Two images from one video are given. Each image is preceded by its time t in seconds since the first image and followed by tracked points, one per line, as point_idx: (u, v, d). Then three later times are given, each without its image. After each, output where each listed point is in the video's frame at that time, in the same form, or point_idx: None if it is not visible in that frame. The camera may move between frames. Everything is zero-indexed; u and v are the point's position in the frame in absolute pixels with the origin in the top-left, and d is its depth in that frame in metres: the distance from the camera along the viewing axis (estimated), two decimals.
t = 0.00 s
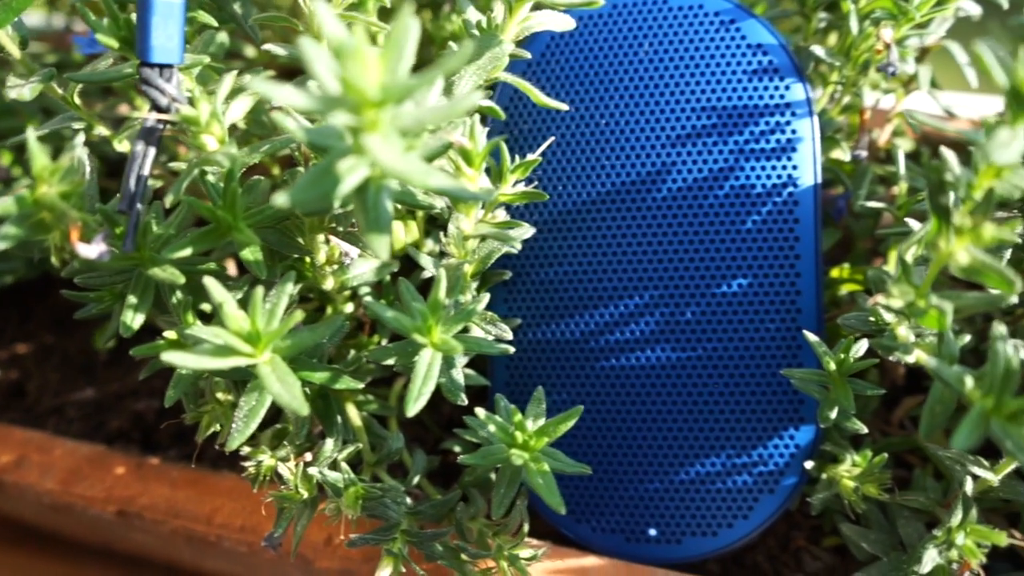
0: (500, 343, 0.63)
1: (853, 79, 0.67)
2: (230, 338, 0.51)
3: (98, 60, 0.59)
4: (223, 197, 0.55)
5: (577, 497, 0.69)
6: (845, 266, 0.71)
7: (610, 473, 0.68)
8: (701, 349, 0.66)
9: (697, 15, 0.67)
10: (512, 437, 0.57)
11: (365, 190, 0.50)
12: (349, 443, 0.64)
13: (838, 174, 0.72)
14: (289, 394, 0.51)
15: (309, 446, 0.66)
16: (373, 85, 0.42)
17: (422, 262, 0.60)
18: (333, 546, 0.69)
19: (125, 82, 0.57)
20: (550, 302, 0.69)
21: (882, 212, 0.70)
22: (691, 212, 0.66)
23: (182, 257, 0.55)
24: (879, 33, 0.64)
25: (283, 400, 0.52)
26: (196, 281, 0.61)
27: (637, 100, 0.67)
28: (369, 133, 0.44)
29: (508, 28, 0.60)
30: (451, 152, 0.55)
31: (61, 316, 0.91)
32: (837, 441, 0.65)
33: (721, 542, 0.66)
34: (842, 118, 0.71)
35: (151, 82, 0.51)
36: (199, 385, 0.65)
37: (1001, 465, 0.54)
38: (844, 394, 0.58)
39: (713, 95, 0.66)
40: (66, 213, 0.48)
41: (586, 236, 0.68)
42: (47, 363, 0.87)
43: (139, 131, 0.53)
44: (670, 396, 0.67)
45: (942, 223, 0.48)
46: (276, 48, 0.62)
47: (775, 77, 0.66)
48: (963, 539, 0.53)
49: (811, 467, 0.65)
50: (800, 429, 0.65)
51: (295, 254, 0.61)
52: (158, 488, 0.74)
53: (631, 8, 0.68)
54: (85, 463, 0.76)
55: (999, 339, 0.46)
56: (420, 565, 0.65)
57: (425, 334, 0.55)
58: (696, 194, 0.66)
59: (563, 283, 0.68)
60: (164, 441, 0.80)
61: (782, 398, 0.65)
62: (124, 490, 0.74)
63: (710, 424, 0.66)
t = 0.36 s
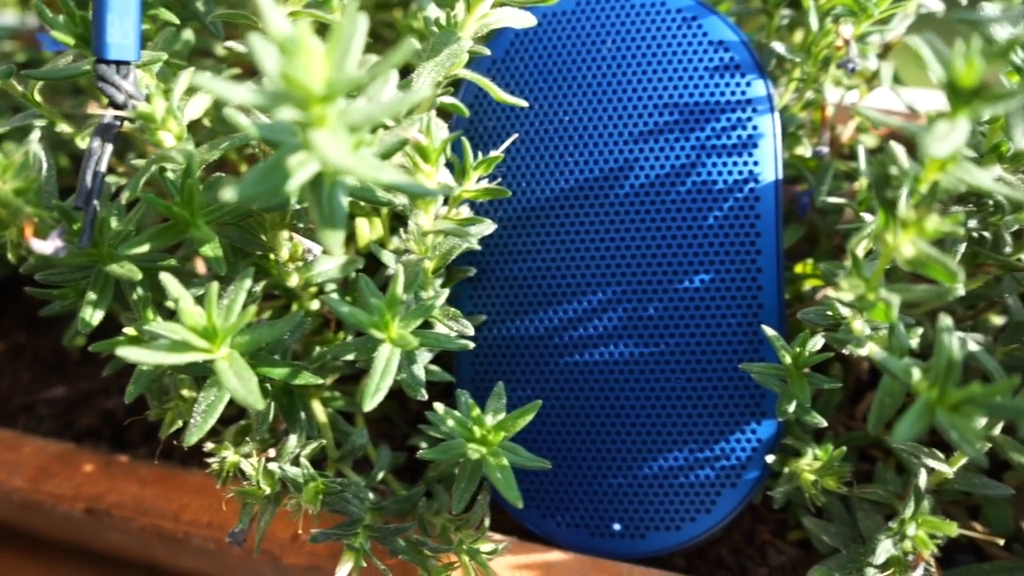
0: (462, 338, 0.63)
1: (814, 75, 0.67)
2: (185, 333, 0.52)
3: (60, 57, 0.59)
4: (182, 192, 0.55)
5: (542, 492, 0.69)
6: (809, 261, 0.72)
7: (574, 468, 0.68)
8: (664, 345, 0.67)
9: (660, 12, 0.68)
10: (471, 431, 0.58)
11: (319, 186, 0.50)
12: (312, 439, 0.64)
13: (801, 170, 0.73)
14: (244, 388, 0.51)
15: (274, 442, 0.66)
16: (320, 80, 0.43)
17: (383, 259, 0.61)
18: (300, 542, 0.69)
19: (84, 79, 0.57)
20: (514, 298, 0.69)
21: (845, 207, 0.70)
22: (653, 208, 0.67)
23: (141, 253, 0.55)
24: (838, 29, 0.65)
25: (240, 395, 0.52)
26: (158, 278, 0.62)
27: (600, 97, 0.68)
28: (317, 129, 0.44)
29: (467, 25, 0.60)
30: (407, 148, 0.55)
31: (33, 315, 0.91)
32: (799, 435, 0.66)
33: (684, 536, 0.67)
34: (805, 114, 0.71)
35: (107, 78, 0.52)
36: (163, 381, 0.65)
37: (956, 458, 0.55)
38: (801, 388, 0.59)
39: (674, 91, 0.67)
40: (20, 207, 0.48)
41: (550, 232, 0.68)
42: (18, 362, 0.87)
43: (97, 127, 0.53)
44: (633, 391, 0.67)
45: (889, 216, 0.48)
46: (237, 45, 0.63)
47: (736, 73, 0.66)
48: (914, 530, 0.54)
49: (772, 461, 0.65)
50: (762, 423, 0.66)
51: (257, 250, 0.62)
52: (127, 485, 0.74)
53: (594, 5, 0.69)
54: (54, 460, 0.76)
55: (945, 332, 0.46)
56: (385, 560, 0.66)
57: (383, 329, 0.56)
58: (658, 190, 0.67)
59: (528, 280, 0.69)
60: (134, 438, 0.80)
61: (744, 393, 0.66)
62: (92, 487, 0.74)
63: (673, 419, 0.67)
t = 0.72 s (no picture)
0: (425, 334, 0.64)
1: (774, 72, 0.68)
2: (140, 329, 0.52)
3: (17, 54, 0.59)
4: (141, 188, 0.54)
5: (507, 488, 0.70)
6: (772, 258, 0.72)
7: (538, 464, 0.69)
8: (626, 340, 0.67)
9: (622, 9, 0.68)
10: (429, 427, 0.58)
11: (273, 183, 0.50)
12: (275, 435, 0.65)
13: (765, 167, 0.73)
14: (198, 383, 0.51)
15: (238, 438, 0.67)
16: (264, 77, 0.43)
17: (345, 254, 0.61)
18: (266, 539, 0.69)
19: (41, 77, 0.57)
20: (479, 294, 0.69)
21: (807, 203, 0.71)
22: (615, 204, 0.67)
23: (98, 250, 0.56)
24: (796, 28, 0.65)
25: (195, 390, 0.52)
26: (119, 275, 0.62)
27: (562, 94, 0.68)
28: (265, 127, 0.44)
29: (425, 23, 0.60)
30: (364, 145, 0.56)
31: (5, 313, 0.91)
32: (760, 430, 0.66)
33: (647, 532, 0.67)
34: (767, 112, 0.71)
35: (60, 76, 0.52)
36: (126, 378, 0.66)
37: (911, 451, 0.56)
38: (757, 383, 0.59)
39: (636, 88, 0.67)
40: None
41: (514, 229, 0.68)
42: None
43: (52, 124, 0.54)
44: (596, 386, 0.67)
45: (835, 212, 0.48)
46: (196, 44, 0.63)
47: (698, 71, 0.67)
48: (865, 523, 0.55)
49: (733, 456, 0.65)
50: (723, 419, 0.66)
51: (219, 246, 0.62)
52: (94, 482, 0.74)
53: (557, 3, 0.69)
54: (21, 458, 0.76)
55: (890, 326, 0.47)
56: (349, 555, 0.66)
57: (340, 325, 0.56)
58: (620, 186, 0.67)
59: (492, 276, 0.69)
60: (103, 435, 0.80)
61: (706, 388, 0.66)
62: (60, 484, 0.74)
63: (636, 415, 0.67)
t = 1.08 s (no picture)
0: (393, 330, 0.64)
1: (739, 69, 0.69)
2: (102, 326, 0.52)
3: None
4: (105, 184, 0.54)
5: (476, 484, 0.70)
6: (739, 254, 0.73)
7: (507, 460, 0.69)
8: (593, 336, 0.67)
9: (588, 7, 0.69)
10: (394, 423, 0.58)
11: (233, 179, 0.50)
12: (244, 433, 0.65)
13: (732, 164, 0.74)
14: (161, 380, 0.51)
15: (206, 436, 0.67)
16: (219, 73, 0.43)
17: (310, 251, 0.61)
18: (236, 537, 0.69)
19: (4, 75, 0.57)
20: (448, 291, 0.70)
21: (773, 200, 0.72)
22: (582, 201, 0.67)
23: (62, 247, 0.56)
24: (761, 25, 0.67)
25: (159, 387, 0.52)
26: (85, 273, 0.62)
27: (529, 91, 0.68)
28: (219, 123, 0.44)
29: (390, 21, 0.60)
30: (326, 142, 0.56)
31: None
32: (726, 425, 0.67)
33: (616, 527, 0.68)
34: (734, 109, 0.72)
35: (23, 76, 0.52)
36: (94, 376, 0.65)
37: (872, 445, 0.56)
38: (721, 377, 0.60)
39: (602, 85, 0.68)
40: None
41: (482, 226, 0.69)
42: None
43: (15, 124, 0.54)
44: (564, 382, 0.68)
45: (791, 206, 0.49)
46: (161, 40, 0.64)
47: (663, 68, 0.67)
48: (826, 516, 0.55)
49: (700, 451, 0.66)
50: (690, 414, 0.66)
51: (187, 243, 0.62)
52: (64, 481, 0.74)
53: (524, 1, 0.70)
54: None
55: (845, 320, 0.47)
56: (317, 552, 0.66)
57: (304, 321, 0.56)
58: (586, 183, 0.67)
59: (460, 273, 0.69)
60: (74, 435, 0.80)
61: (672, 384, 0.66)
62: (30, 484, 0.74)
63: (603, 411, 0.67)
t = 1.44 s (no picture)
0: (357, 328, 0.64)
1: (701, 67, 0.69)
2: (58, 324, 0.52)
3: None
4: (64, 182, 0.55)
5: (443, 481, 0.70)
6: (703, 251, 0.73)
7: (473, 456, 0.69)
8: (558, 333, 0.67)
9: (552, 6, 0.69)
10: (355, 419, 0.58)
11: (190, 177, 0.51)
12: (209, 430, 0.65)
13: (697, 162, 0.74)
14: (116, 376, 0.52)
15: (172, 434, 0.67)
16: (166, 70, 0.43)
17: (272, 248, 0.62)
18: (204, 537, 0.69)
19: None
20: (415, 289, 0.70)
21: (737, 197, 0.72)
22: (546, 198, 0.67)
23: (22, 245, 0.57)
24: (722, 23, 0.67)
25: (115, 384, 0.52)
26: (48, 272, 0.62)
27: (494, 90, 0.69)
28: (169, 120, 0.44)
29: (350, 19, 0.61)
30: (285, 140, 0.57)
31: None
32: (690, 420, 0.67)
33: (582, 522, 0.68)
34: (698, 106, 0.73)
35: None
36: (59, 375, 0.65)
37: (829, 439, 0.56)
38: (680, 372, 0.60)
39: (566, 82, 0.68)
40: None
41: (448, 224, 0.69)
42: None
43: None
44: (529, 379, 0.68)
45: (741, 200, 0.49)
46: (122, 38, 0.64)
47: (627, 65, 0.68)
48: (781, 509, 0.56)
49: (664, 446, 0.66)
50: (654, 410, 0.66)
51: (149, 241, 0.63)
52: (32, 481, 0.74)
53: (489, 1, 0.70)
54: None
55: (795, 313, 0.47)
56: (284, 549, 0.66)
57: (263, 318, 0.56)
58: (551, 180, 0.67)
59: (426, 271, 0.70)
60: (44, 435, 0.80)
61: (636, 379, 0.67)
62: None
63: (568, 407, 0.67)
